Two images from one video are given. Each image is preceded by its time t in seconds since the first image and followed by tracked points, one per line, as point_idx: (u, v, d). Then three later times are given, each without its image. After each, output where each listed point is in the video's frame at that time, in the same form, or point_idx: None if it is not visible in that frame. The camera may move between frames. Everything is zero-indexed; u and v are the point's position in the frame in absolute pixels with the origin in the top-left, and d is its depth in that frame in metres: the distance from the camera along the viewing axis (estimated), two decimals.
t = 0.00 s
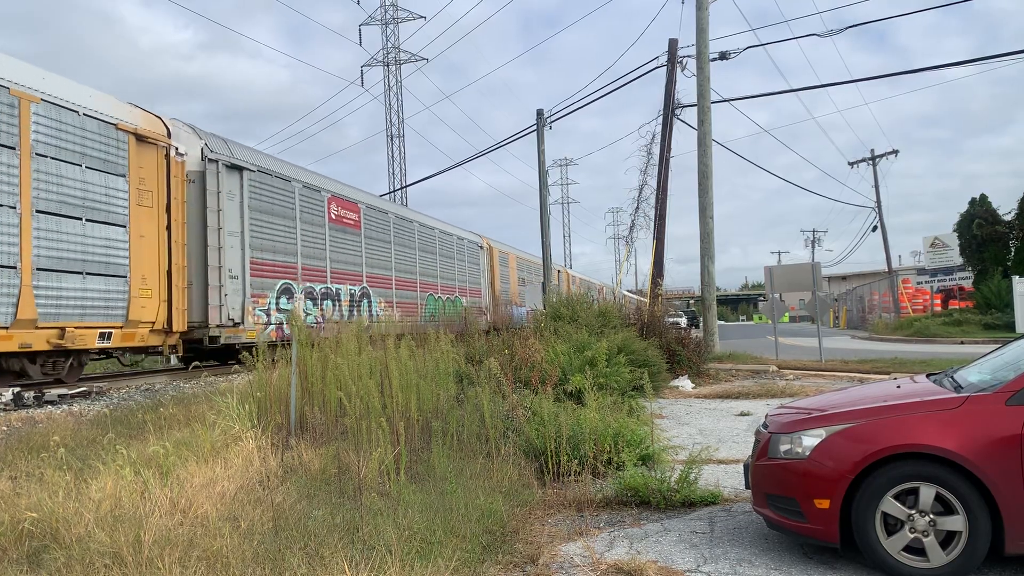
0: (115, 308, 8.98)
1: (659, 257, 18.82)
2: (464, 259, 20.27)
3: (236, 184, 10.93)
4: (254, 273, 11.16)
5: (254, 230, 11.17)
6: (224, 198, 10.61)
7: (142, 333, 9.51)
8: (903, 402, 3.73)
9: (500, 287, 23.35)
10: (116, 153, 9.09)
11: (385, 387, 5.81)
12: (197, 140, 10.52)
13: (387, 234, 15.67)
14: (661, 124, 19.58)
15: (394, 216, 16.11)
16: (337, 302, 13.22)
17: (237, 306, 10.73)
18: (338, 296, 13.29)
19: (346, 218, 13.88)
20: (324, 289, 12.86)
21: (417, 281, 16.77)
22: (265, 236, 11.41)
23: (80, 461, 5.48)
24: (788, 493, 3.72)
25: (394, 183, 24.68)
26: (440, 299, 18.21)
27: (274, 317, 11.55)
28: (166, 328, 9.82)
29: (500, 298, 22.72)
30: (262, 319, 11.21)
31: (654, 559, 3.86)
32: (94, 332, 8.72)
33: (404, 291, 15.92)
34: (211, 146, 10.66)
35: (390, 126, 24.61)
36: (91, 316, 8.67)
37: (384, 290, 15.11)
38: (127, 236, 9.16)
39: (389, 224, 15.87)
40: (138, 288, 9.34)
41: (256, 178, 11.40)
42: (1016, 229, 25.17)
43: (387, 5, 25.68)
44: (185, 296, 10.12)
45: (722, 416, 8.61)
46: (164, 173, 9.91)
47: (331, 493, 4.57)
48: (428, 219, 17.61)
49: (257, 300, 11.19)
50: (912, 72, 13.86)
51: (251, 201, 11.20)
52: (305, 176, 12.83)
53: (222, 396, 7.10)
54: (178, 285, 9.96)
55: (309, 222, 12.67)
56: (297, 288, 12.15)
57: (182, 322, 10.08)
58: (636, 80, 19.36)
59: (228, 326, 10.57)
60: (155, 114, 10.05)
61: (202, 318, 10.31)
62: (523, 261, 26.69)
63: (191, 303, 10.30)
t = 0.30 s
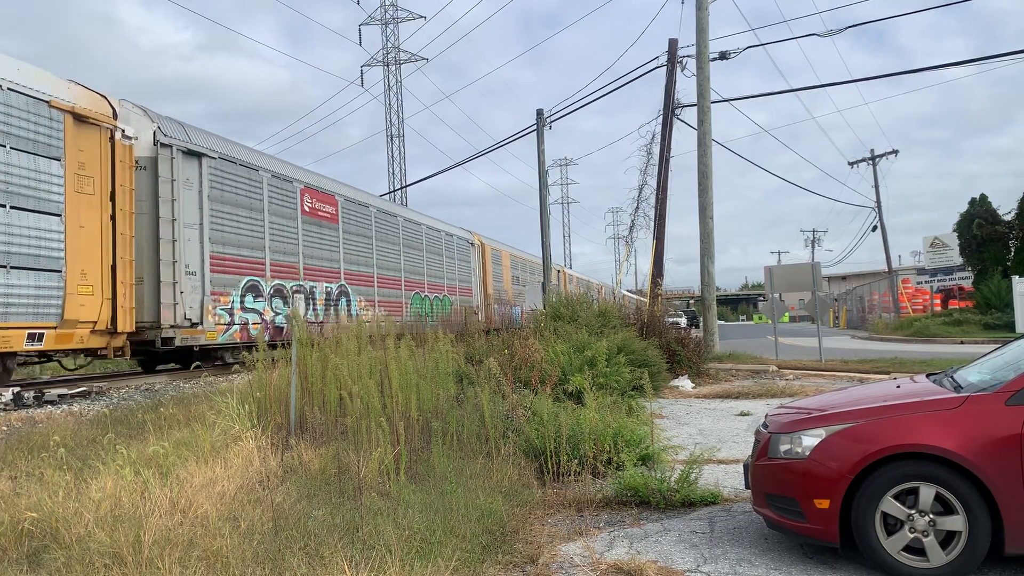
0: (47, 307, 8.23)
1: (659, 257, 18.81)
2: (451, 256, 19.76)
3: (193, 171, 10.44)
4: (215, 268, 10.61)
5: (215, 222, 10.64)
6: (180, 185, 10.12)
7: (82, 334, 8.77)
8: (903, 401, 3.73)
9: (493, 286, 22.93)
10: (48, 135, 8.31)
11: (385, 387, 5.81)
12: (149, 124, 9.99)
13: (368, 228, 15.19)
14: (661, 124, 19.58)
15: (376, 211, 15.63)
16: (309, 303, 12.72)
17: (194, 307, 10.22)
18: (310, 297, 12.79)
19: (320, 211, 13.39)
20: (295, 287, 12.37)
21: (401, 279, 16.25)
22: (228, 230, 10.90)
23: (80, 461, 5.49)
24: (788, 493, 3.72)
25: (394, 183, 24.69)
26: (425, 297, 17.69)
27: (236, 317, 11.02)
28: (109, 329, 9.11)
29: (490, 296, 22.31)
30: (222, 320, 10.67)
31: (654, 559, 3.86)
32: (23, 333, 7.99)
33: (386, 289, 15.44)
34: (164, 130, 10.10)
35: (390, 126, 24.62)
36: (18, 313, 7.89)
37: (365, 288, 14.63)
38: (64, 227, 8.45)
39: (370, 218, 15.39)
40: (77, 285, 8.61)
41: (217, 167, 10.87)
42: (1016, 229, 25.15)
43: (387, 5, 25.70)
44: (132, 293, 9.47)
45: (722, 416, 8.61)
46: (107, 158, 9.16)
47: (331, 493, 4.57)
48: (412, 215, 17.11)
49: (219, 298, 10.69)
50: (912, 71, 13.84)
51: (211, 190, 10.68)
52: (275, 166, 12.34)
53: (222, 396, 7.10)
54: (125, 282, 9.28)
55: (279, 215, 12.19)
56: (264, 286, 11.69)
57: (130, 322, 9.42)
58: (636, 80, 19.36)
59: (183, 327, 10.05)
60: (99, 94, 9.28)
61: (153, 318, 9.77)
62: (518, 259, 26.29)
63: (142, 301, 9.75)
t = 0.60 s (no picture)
0: None
1: (659, 257, 18.80)
2: (440, 253, 19.16)
3: (145, 158, 9.75)
4: (169, 264, 9.93)
5: (171, 214, 9.98)
6: (130, 173, 9.45)
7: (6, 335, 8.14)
8: (903, 402, 3.73)
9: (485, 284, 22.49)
10: None
11: (385, 387, 5.81)
12: (93, 104, 9.26)
13: (346, 223, 14.57)
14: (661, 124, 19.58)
15: (355, 206, 15.03)
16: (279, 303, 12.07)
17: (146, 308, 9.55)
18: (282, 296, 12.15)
19: (293, 203, 12.75)
20: (265, 286, 11.68)
21: (383, 277, 15.67)
22: (187, 222, 10.24)
23: (80, 461, 5.48)
24: (788, 493, 3.72)
25: (394, 183, 24.71)
26: (411, 296, 17.09)
27: (195, 317, 10.35)
28: (41, 330, 8.53)
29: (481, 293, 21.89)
30: (178, 320, 10.00)
31: (654, 559, 3.86)
32: None
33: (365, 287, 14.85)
34: (111, 112, 9.39)
35: (390, 127, 24.63)
36: None
37: (342, 286, 14.01)
38: None
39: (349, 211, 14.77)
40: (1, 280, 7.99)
41: (174, 153, 10.20)
42: (1016, 229, 25.14)
43: (387, 6, 25.70)
44: (66, 289, 8.85)
45: (722, 416, 8.60)
46: (38, 139, 8.54)
47: (332, 493, 4.57)
48: (395, 209, 16.51)
49: (173, 296, 10.00)
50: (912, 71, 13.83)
51: (165, 177, 9.98)
52: (243, 154, 11.69)
53: (222, 396, 7.10)
54: (58, 276, 8.71)
55: (246, 207, 11.55)
56: (227, 284, 10.95)
57: (64, 320, 8.84)
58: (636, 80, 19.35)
59: (133, 329, 9.35)
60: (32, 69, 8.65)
61: (95, 318, 9.11)
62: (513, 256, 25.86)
63: (84, 300, 9.10)
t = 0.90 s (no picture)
0: None
1: (659, 257, 18.79)
2: (425, 250, 18.57)
3: (87, 143, 8.96)
4: (116, 259, 9.15)
5: (121, 204, 9.26)
6: (68, 159, 8.70)
7: None
8: (903, 401, 3.73)
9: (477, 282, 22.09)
10: None
11: (385, 387, 5.81)
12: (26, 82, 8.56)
13: (324, 217, 13.95)
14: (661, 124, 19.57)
15: (333, 199, 14.39)
16: (245, 303, 11.38)
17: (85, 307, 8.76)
18: (249, 297, 11.49)
19: (261, 194, 12.08)
20: (228, 283, 11.00)
21: (364, 274, 15.07)
22: (139, 213, 9.51)
23: (80, 461, 5.48)
24: (788, 493, 3.72)
25: (394, 183, 24.73)
26: (396, 295, 16.60)
27: (145, 318, 9.54)
28: None
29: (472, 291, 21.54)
30: (123, 322, 9.19)
31: (654, 559, 3.86)
32: None
33: (344, 285, 14.22)
34: (45, 91, 8.67)
35: (390, 127, 24.63)
36: None
37: (319, 284, 13.37)
38: None
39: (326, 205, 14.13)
40: None
41: (122, 137, 9.45)
42: (1016, 229, 25.14)
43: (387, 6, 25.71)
44: None
45: (722, 416, 8.60)
46: None
47: (331, 493, 4.57)
48: (376, 204, 15.89)
49: (121, 295, 9.20)
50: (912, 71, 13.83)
51: (113, 163, 9.24)
52: (206, 142, 11.01)
53: (222, 396, 7.10)
54: None
55: (209, 198, 10.86)
56: (185, 281, 10.20)
57: None
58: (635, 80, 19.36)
59: (69, 331, 8.61)
60: None
61: (24, 320, 8.38)
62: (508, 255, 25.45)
63: (11, 300, 8.42)
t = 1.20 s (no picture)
0: None
1: (659, 257, 18.79)
2: (412, 246, 17.62)
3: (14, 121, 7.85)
4: (48, 253, 8.09)
5: (54, 192, 8.20)
6: None
7: None
8: (903, 402, 3.73)
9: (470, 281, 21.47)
10: None
11: (385, 387, 5.81)
12: None
13: (297, 209, 12.94)
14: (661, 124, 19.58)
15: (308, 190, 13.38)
16: (204, 302, 10.30)
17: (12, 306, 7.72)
18: (210, 297, 10.43)
19: (226, 184, 11.06)
20: (184, 279, 9.97)
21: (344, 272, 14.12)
22: (76, 202, 8.43)
23: (80, 461, 5.48)
24: (788, 493, 3.72)
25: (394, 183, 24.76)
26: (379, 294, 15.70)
27: (84, 318, 8.51)
28: None
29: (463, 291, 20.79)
30: (57, 322, 8.18)
31: (654, 559, 3.87)
32: None
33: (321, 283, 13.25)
34: None
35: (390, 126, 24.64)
36: None
37: (292, 282, 12.40)
38: None
39: (301, 197, 13.09)
40: None
41: (58, 116, 8.34)
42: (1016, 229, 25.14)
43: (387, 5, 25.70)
44: None
45: (722, 416, 8.61)
46: None
47: (331, 493, 4.56)
48: (357, 196, 14.90)
49: (54, 292, 8.15)
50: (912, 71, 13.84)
51: (47, 146, 8.16)
52: (159, 125, 9.92)
53: (222, 396, 7.10)
54: None
55: (162, 187, 9.80)
56: (133, 278, 9.16)
57: None
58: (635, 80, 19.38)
59: None
60: None
61: None
62: (503, 254, 24.85)
63: None
